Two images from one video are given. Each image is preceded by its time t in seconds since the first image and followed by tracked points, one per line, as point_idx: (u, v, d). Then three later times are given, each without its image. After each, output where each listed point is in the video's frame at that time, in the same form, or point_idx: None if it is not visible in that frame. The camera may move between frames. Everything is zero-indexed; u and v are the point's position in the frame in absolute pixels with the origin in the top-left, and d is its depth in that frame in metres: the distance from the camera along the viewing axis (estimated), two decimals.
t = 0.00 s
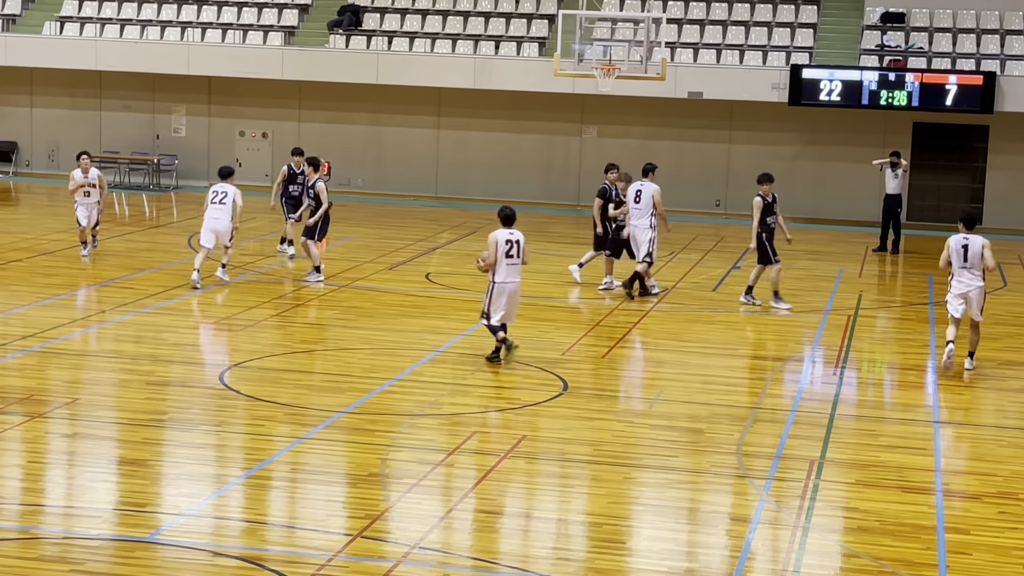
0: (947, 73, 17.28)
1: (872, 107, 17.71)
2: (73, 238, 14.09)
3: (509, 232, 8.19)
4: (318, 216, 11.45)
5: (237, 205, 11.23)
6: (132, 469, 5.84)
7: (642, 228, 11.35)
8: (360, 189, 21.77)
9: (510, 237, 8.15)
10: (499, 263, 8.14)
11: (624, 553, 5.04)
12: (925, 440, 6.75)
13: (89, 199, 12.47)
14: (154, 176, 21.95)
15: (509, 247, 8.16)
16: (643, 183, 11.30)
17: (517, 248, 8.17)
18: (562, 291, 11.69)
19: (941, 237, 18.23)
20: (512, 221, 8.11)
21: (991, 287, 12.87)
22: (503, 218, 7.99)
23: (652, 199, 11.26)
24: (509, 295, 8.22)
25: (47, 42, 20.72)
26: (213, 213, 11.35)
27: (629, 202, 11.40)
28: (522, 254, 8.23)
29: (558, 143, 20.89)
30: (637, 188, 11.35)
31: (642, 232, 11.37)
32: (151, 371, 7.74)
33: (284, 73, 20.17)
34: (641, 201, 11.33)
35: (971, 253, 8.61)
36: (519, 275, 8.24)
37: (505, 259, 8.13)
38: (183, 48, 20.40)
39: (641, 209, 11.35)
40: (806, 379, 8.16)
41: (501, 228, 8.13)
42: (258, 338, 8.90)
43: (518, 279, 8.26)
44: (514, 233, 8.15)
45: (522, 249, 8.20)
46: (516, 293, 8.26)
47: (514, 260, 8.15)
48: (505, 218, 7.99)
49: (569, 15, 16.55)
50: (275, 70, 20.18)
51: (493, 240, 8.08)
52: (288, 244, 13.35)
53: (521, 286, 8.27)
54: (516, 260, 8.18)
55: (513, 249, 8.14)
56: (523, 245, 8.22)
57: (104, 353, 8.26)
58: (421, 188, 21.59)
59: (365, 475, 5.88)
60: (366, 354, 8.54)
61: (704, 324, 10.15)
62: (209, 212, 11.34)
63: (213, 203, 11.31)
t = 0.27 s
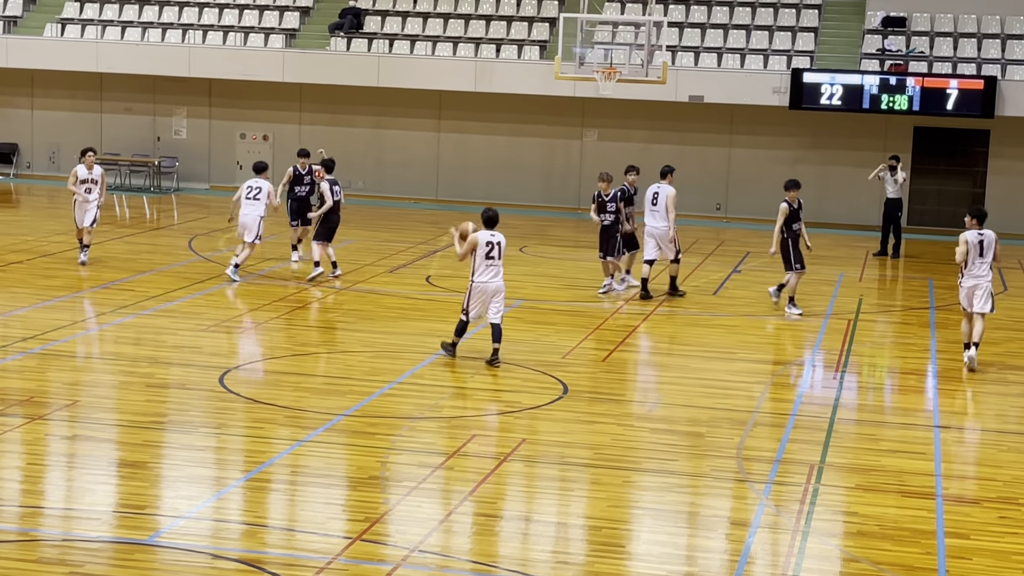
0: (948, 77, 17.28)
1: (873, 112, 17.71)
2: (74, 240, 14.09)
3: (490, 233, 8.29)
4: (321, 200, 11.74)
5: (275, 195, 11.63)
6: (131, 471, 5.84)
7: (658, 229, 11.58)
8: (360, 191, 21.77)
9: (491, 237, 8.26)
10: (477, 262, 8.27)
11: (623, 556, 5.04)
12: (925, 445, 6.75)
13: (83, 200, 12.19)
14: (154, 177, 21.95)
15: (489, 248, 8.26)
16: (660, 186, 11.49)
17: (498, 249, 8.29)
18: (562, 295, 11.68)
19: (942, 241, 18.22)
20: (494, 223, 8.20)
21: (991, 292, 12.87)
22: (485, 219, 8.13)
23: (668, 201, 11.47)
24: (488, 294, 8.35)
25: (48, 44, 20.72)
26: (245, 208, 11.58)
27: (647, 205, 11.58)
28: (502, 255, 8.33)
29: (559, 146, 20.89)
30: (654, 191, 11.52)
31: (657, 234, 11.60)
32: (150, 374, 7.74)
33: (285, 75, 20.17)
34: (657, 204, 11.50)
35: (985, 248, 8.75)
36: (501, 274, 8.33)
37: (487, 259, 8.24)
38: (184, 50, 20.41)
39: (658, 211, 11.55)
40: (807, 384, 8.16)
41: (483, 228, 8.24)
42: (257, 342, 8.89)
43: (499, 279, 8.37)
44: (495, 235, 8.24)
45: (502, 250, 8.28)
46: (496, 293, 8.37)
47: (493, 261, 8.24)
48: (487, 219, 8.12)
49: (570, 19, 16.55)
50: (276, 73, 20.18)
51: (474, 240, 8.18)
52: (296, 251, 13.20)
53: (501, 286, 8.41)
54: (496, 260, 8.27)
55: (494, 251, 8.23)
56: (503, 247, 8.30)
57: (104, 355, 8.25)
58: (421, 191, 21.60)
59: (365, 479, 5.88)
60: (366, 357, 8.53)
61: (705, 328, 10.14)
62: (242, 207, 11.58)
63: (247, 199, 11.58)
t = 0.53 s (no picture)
0: (948, 80, 17.29)
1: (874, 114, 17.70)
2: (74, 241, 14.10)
3: (471, 229, 8.51)
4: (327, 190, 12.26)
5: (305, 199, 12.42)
6: (131, 473, 5.84)
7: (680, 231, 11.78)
8: (361, 192, 21.78)
9: (472, 233, 8.46)
10: (458, 257, 8.48)
11: (623, 558, 5.04)
12: (925, 448, 6.74)
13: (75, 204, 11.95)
14: (154, 178, 21.96)
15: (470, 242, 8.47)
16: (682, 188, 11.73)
17: (479, 244, 8.50)
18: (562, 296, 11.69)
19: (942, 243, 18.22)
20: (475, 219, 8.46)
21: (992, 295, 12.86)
22: (467, 214, 8.39)
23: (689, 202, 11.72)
24: (466, 289, 8.54)
25: (49, 45, 20.73)
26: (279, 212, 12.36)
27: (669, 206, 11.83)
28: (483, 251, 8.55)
29: (560, 147, 20.89)
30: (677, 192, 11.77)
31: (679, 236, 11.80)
32: (151, 375, 7.74)
33: (286, 76, 20.18)
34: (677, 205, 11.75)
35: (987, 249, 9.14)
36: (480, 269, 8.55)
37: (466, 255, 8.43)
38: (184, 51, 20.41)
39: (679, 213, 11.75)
40: (806, 386, 8.16)
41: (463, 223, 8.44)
42: (257, 342, 8.90)
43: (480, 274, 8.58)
44: (477, 230, 8.46)
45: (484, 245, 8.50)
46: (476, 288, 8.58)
47: (474, 256, 8.44)
48: (469, 214, 8.39)
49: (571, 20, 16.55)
50: (277, 73, 20.18)
51: (455, 235, 8.38)
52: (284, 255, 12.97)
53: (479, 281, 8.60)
54: (477, 255, 8.48)
55: (474, 245, 8.44)
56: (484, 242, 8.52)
57: (104, 356, 8.25)
58: (421, 192, 21.59)
59: (365, 480, 5.88)
60: (366, 359, 8.54)
61: (705, 330, 10.14)
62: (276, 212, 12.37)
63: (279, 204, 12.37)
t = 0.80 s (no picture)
0: (948, 81, 17.29)
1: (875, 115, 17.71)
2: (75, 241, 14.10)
3: (462, 228, 8.75)
4: (343, 187, 12.50)
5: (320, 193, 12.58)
6: (132, 473, 5.84)
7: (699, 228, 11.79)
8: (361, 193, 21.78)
9: (460, 231, 8.70)
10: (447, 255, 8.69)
11: (623, 559, 5.04)
12: (925, 450, 6.75)
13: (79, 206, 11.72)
14: (155, 178, 21.96)
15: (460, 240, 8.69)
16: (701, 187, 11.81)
17: (467, 243, 8.69)
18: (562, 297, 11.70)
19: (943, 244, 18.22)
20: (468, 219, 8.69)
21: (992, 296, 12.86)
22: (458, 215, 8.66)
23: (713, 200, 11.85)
24: (456, 287, 8.69)
25: (50, 45, 20.73)
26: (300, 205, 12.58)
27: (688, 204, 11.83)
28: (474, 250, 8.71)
29: (560, 147, 20.89)
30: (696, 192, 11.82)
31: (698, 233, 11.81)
32: (151, 375, 7.75)
33: (286, 77, 20.17)
34: (698, 203, 11.81)
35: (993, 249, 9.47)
36: (471, 268, 8.69)
37: (452, 252, 8.66)
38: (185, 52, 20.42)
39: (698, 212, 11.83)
40: (806, 387, 8.16)
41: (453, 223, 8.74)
42: (258, 342, 8.90)
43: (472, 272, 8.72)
44: (467, 229, 8.69)
45: (476, 243, 8.69)
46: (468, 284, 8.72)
47: (463, 253, 8.65)
48: (462, 214, 8.65)
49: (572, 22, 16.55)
50: (278, 74, 20.18)
51: (442, 233, 8.70)
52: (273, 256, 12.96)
53: (470, 280, 8.72)
54: (468, 253, 8.68)
55: (462, 242, 8.66)
56: (475, 240, 8.70)
57: (104, 357, 8.25)
58: (421, 192, 21.59)
59: (365, 481, 5.88)
60: (366, 359, 8.54)
61: (705, 331, 10.14)
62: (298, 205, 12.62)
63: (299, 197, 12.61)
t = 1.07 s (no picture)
0: (949, 81, 17.28)
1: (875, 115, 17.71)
2: (75, 241, 14.10)
3: (463, 220, 8.90)
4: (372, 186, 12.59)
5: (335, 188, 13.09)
6: (132, 472, 5.84)
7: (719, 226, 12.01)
8: (362, 192, 21.78)
9: (462, 224, 8.88)
10: (449, 248, 8.90)
11: (623, 558, 5.04)
12: (926, 449, 6.74)
13: (92, 208, 11.67)
14: (156, 177, 21.96)
15: (461, 232, 8.88)
16: (718, 184, 12.02)
17: (468, 236, 8.88)
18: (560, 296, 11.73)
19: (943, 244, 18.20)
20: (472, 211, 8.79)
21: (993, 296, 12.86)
22: (461, 208, 8.74)
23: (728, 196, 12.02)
24: (459, 278, 8.96)
25: (51, 44, 20.74)
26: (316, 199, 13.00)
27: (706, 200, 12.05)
28: (475, 243, 8.90)
29: (561, 147, 20.89)
30: (713, 189, 12.02)
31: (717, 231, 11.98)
32: (152, 374, 7.75)
33: (287, 76, 20.18)
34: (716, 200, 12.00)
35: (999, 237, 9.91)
36: (473, 259, 8.91)
37: (453, 244, 8.87)
38: (186, 51, 20.42)
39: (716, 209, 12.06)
40: (807, 387, 8.16)
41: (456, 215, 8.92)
42: (259, 341, 8.90)
43: (475, 263, 8.94)
44: (468, 221, 8.85)
45: (478, 237, 8.87)
46: (471, 276, 8.95)
47: (464, 246, 8.84)
48: (465, 207, 8.72)
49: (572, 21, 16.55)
50: (279, 73, 20.19)
51: (446, 225, 8.90)
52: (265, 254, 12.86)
53: (472, 272, 8.94)
54: (470, 246, 8.87)
55: (463, 235, 8.86)
56: (476, 234, 8.87)
57: (105, 356, 8.24)
58: (422, 191, 21.59)
59: (366, 479, 5.88)
60: (367, 359, 8.54)
61: (706, 331, 10.14)
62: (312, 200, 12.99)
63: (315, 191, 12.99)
